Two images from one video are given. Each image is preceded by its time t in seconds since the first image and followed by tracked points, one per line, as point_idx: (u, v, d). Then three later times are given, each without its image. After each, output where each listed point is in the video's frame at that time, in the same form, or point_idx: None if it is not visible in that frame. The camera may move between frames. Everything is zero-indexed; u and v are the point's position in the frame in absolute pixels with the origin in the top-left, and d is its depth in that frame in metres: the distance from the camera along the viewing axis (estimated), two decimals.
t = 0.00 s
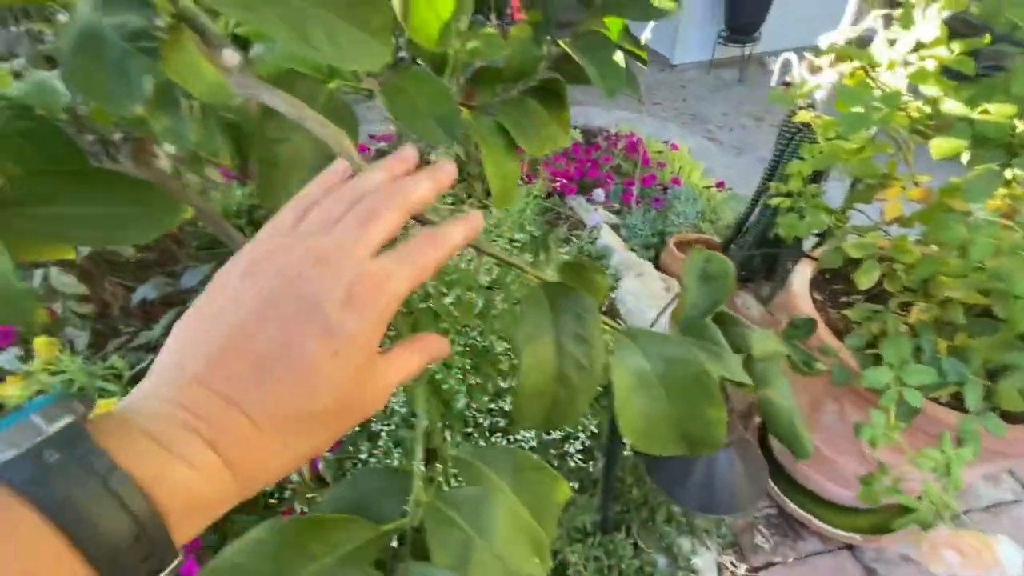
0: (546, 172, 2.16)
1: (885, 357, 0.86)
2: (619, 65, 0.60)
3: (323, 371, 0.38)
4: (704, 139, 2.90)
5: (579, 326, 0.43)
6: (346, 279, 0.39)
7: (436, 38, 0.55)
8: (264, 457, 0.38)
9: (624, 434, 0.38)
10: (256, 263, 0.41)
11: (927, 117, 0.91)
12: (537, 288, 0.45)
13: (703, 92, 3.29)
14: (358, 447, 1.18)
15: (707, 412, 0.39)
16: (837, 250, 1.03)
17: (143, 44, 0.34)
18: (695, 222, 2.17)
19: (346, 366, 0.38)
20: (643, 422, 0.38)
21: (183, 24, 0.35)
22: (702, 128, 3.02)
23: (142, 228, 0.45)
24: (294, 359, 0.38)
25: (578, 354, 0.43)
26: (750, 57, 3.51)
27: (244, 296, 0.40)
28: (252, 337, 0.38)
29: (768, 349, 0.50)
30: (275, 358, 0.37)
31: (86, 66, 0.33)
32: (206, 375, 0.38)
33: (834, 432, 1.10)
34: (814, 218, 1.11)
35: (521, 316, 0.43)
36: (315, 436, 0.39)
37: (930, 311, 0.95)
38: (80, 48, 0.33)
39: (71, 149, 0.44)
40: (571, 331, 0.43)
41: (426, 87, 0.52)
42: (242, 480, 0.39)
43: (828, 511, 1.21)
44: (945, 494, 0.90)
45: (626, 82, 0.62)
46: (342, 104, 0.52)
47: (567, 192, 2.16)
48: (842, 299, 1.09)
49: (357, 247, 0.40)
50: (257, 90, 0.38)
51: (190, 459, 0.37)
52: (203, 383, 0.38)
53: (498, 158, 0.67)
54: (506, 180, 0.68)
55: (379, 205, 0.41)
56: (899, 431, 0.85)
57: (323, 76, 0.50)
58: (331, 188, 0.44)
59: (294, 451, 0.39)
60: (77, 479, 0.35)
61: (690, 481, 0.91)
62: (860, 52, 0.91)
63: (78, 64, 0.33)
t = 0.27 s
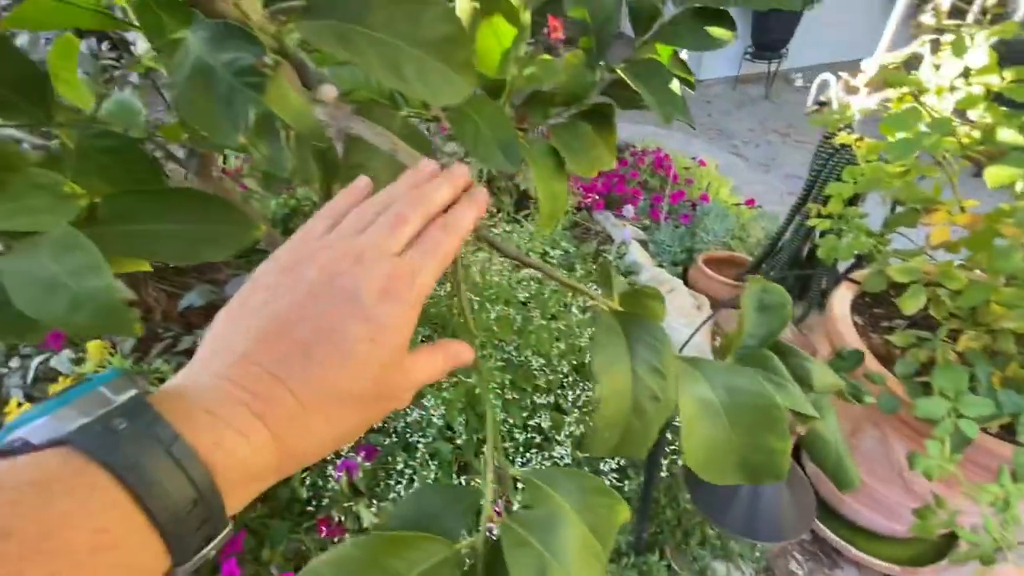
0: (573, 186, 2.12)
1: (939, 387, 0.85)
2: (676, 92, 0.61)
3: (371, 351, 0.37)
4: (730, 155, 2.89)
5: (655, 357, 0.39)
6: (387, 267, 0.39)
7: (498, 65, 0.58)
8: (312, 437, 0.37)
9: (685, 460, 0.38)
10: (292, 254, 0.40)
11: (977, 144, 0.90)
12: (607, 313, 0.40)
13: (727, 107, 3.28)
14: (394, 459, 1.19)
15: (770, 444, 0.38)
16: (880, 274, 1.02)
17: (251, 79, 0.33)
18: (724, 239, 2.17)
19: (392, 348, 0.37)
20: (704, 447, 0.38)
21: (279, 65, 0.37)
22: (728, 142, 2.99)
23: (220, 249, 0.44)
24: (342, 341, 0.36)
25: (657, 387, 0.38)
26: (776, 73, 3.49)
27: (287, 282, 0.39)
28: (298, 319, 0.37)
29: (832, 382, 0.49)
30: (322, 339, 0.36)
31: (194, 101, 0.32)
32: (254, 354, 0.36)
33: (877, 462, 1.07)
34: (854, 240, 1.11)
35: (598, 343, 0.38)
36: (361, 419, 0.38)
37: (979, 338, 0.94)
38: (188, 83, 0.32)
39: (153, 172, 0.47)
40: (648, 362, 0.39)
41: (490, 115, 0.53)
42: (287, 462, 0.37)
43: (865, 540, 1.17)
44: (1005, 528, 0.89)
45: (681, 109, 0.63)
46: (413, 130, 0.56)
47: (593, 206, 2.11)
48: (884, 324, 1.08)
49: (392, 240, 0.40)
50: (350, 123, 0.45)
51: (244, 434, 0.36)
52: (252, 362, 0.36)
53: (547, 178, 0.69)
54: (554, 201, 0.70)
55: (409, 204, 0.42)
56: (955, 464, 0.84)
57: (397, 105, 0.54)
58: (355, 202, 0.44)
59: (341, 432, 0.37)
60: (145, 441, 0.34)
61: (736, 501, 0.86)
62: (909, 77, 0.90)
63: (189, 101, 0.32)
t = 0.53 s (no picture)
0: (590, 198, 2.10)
1: (976, 410, 0.84)
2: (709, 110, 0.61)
3: (376, 345, 0.36)
4: (748, 166, 2.88)
5: (699, 376, 0.39)
6: (395, 263, 0.38)
7: (532, 81, 0.59)
8: (313, 426, 0.36)
9: (726, 481, 0.38)
10: (298, 246, 0.39)
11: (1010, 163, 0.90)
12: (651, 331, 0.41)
13: (744, 117, 3.27)
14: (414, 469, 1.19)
15: (816, 465, 0.38)
16: (909, 292, 1.02)
17: (306, 99, 0.36)
18: (743, 252, 2.17)
19: (398, 343, 0.37)
20: (744, 468, 0.39)
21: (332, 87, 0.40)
22: (745, 153, 2.98)
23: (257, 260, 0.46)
24: (348, 335, 0.36)
25: (701, 406, 0.39)
26: (794, 84, 3.48)
27: (294, 273, 0.38)
28: (304, 310, 0.36)
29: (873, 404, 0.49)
30: (328, 332, 0.36)
31: (252, 118, 0.35)
32: (260, 342, 0.36)
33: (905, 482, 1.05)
34: (882, 256, 1.10)
35: (643, 363, 0.39)
36: (361, 412, 0.37)
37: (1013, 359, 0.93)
38: (245, 102, 0.35)
39: (194, 183, 0.49)
40: (692, 383, 0.39)
41: (526, 130, 0.54)
42: (286, 452, 0.36)
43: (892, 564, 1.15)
44: None
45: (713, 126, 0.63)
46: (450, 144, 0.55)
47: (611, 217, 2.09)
48: (913, 342, 1.08)
49: (400, 236, 0.40)
50: (395, 140, 0.46)
51: (246, 419, 0.35)
52: (258, 349, 0.35)
53: (578, 192, 0.69)
54: (583, 215, 0.71)
55: (415, 201, 0.41)
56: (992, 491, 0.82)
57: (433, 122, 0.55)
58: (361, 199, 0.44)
59: (341, 424, 0.37)
60: (149, 421, 0.33)
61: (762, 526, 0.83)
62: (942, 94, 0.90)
63: (247, 117, 0.35)
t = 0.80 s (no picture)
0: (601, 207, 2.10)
1: (997, 428, 0.83)
2: (727, 123, 0.61)
3: (372, 325, 0.38)
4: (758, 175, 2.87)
5: (722, 397, 0.40)
6: (388, 249, 0.41)
7: (552, 94, 0.59)
8: (309, 404, 0.37)
9: (747, 501, 0.39)
10: (296, 232, 0.42)
11: None
12: (674, 350, 0.42)
13: (754, 126, 3.25)
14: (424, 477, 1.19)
15: (835, 487, 0.39)
16: (926, 306, 1.01)
17: (331, 114, 0.40)
18: (753, 262, 2.17)
19: (391, 324, 0.39)
20: (764, 488, 0.39)
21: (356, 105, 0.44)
22: (755, 162, 2.96)
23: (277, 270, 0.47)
24: (345, 314, 0.38)
25: (723, 426, 0.40)
26: (805, 93, 3.46)
27: (292, 257, 0.40)
28: (301, 293, 0.38)
29: (894, 425, 0.49)
30: (325, 312, 0.38)
31: (281, 132, 0.40)
32: (258, 321, 0.37)
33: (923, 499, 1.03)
34: (898, 270, 1.10)
35: (666, 380, 0.40)
36: (356, 392, 0.39)
37: None
38: (276, 116, 0.40)
39: (214, 193, 0.50)
40: (714, 401, 0.40)
41: (546, 143, 0.54)
42: (281, 431, 0.38)
43: None
44: None
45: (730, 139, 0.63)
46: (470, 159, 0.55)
47: (620, 225, 2.08)
48: (929, 357, 1.07)
49: (393, 225, 0.42)
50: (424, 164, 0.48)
51: (242, 395, 0.36)
52: (255, 328, 0.37)
53: (592, 206, 0.69)
54: (598, 227, 0.70)
55: (409, 192, 0.43)
56: (1014, 511, 0.81)
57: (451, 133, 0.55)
58: (360, 189, 0.45)
59: (337, 402, 0.38)
60: (145, 394, 0.33)
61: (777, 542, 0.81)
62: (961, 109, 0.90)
63: (275, 130, 0.39)
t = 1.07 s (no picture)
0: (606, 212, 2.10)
1: (1010, 438, 0.82)
2: (735, 128, 0.61)
3: (338, 299, 0.39)
4: (764, 181, 2.87)
5: (731, 403, 0.39)
6: (359, 225, 0.41)
7: (559, 97, 0.59)
8: (275, 374, 0.38)
9: (756, 509, 0.39)
10: (269, 211, 0.43)
11: None
12: (683, 355, 0.42)
13: (761, 133, 3.25)
14: (427, 481, 1.18)
15: (846, 496, 0.39)
16: (935, 314, 1.01)
17: (340, 115, 0.40)
18: (761, 268, 2.15)
19: (359, 298, 0.39)
20: (774, 496, 0.39)
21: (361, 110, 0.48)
22: (762, 168, 2.96)
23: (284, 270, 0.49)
24: (312, 288, 0.38)
25: (732, 433, 0.39)
26: (813, 100, 3.45)
27: (261, 235, 0.41)
28: (271, 266, 0.39)
29: (907, 433, 0.49)
30: (294, 285, 0.38)
31: (290, 134, 0.40)
32: (227, 293, 0.38)
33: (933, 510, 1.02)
34: (907, 277, 1.09)
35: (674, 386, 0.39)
36: (326, 364, 0.39)
37: None
38: (284, 118, 0.40)
39: (221, 194, 0.51)
40: (723, 407, 0.39)
41: (553, 148, 0.54)
42: (248, 399, 0.38)
43: None
44: None
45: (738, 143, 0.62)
46: (476, 161, 0.55)
47: (626, 230, 2.08)
48: (940, 366, 1.07)
49: (364, 203, 0.42)
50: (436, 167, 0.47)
51: (209, 362, 0.37)
52: (224, 300, 0.38)
53: (598, 210, 0.68)
54: (604, 232, 0.70)
55: (379, 174, 0.44)
56: None
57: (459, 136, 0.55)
58: (331, 174, 0.46)
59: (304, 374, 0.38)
60: (113, 354, 0.35)
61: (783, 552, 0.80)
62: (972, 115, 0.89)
63: (283, 132, 0.39)
